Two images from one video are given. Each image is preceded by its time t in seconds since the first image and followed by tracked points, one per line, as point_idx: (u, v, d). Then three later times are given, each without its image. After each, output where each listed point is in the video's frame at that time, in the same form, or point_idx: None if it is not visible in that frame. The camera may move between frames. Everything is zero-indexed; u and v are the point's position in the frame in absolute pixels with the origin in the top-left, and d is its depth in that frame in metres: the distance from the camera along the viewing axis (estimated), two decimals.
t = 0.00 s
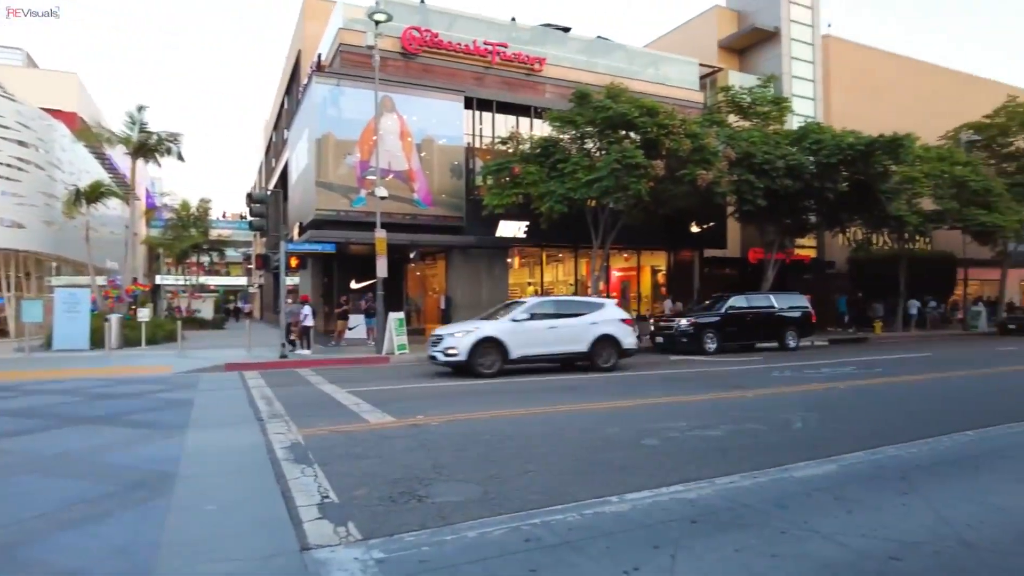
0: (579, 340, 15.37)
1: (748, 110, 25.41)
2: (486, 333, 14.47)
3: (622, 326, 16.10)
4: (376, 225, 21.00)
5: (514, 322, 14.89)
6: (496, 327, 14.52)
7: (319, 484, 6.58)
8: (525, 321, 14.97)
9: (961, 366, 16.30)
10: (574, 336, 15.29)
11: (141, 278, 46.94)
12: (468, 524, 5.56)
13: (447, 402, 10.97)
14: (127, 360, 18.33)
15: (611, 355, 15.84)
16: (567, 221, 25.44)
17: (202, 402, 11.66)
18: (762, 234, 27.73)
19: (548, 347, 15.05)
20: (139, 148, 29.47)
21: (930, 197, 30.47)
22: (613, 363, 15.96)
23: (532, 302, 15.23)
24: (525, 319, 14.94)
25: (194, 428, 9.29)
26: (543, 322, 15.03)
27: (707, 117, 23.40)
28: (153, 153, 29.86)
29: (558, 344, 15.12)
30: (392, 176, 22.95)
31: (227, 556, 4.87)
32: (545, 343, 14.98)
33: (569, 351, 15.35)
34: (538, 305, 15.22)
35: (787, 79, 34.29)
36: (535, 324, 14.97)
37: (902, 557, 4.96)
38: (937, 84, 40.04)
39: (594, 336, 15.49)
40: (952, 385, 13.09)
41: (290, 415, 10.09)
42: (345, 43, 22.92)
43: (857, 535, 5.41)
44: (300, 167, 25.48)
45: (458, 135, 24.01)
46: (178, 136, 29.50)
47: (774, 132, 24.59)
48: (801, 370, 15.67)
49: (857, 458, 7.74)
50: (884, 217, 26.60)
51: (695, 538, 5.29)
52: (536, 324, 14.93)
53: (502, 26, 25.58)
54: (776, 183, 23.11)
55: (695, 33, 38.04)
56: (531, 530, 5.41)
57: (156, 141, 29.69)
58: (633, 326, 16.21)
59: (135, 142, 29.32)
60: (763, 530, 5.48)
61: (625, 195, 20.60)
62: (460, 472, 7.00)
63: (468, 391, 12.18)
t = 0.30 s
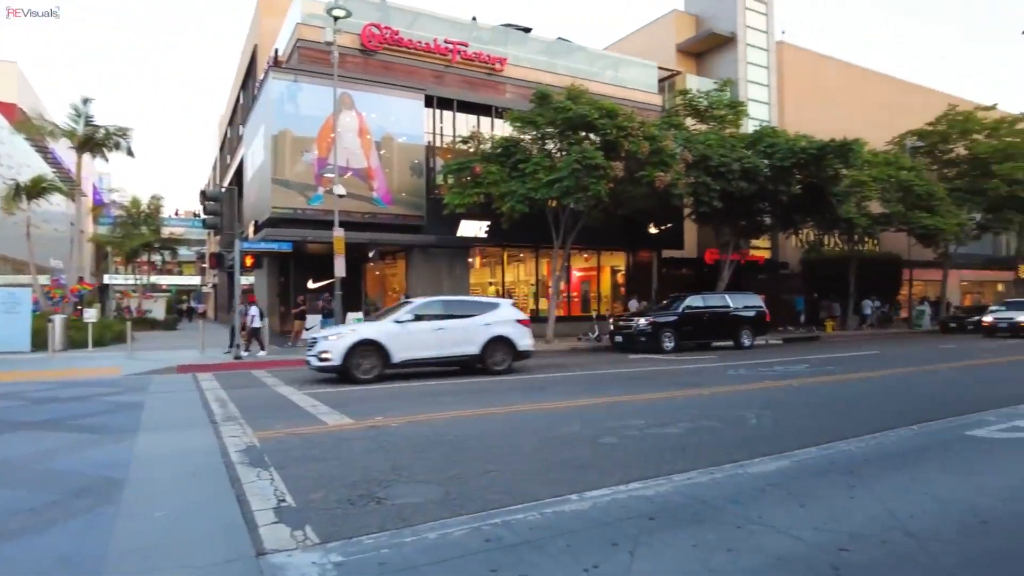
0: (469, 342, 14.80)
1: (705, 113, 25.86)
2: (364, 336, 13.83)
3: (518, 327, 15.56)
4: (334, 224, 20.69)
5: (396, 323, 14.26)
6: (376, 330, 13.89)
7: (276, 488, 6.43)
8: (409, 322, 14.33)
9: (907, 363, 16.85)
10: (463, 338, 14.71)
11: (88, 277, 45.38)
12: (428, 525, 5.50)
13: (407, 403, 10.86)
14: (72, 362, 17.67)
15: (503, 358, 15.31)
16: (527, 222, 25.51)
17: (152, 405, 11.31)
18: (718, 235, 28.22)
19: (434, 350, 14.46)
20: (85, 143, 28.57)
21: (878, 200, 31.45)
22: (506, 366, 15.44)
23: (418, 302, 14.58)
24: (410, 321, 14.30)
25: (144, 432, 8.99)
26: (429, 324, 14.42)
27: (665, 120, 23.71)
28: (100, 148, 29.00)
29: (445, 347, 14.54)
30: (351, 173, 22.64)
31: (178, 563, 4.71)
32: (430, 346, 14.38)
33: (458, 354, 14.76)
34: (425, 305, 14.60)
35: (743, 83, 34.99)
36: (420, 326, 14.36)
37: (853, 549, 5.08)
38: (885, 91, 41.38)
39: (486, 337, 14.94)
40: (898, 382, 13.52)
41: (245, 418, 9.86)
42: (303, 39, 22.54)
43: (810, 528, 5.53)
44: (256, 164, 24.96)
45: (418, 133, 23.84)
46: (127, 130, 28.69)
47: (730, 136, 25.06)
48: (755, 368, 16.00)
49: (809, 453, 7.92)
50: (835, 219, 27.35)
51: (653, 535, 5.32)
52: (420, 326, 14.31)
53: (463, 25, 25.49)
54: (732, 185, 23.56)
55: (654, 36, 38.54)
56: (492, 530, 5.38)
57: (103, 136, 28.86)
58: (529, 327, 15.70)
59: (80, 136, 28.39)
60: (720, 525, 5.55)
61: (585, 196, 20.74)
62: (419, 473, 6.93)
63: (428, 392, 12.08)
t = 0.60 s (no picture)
0: (349, 346, 13.67)
1: (667, 116, 26.20)
2: (225, 339, 12.87)
3: (407, 330, 14.33)
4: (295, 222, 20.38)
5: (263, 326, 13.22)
6: (237, 334, 12.92)
7: (234, 491, 6.28)
8: (277, 325, 13.27)
9: (860, 361, 17.32)
10: (341, 342, 13.59)
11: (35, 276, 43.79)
12: (390, 527, 5.43)
13: (369, 404, 10.74)
14: (19, 365, 17.04)
15: (390, 363, 14.09)
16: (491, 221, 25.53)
17: (103, 409, 10.95)
18: (679, 236, 28.60)
19: (306, 354, 13.34)
20: (29, 136, 27.60)
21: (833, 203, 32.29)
22: (392, 371, 14.19)
23: (291, 302, 13.50)
24: (278, 323, 13.24)
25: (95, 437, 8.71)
26: (301, 326, 13.34)
27: (628, 122, 23.90)
28: (46, 142, 28.06)
29: (319, 351, 13.43)
30: (311, 171, 22.31)
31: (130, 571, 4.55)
32: (300, 350, 13.29)
33: (336, 359, 13.60)
34: (298, 306, 13.51)
35: (703, 87, 35.54)
36: (288, 328, 13.26)
37: (807, 542, 5.19)
38: (839, 96, 42.45)
39: (367, 340, 13.76)
40: (851, 379, 13.90)
41: (202, 421, 9.61)
42: (262, 33, 22.12)
43: (767, 522, 5.63)
44: (213, 161, 24.40)
45: (380, 131, 23.61)
46: (76, 124, 27.81)
47: (691, 138, 25.43)
48: (716, 366, 16.24)
49: (767, 449, 8.07)
50: (792, 221, 27.99)
51: (616, 533, 5.34)
52: (288, 328, 13.24)
53: (426, 23, 25.35)
54: (692, 186, 23.91)
55: (617, 38, 38.87)
56: (454, 531, 5.34)
57: (49, 130, 27.94)
58: (421, 329, 14.44)
59: (25, 129, 27.41)
60: (681, 522, 5.60)
61: (548, 196, 20.80)
62: (381, 475, 6.85)
63: (391, 392, 11.98)
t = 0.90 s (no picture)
0: (211, 353, 12.33)
1: (630, 118, 26.40)
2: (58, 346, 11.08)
3: (279, 333, 13.08)
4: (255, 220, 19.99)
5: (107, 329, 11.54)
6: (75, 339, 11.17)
7: (191, 496, 6.11)
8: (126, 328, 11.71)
9: (815, 359, 17.75)
10: (202, 347, 12.23)
11: None
12: (352, 530, 5.35)
13: (331, 406, 10.58)
14: None
15: (259, 370, 12.80)
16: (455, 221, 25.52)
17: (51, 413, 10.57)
18: (642, 236, 28.88)
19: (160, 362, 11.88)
20: None
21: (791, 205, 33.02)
22: (262, 380, 12.88)
23: (144, 303, 12.00)
24: (126, 327, 11.66)
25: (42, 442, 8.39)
26: (153, 330, 11.86)
27: (591, 124, 24.00)
28: None
29: (175, 358, 11.99)
30: (271, 168, 21.90)
31: None
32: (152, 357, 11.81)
33: (196, 367, 12.21)
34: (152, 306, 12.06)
35: (666, 89, 35.95)
36: (137, 333, 11.72)
37: (766, 537, 5.27)
38: (796, 101, 43.41)
39: (233, 345, 12.47)
40: (807, 376, 14.22)
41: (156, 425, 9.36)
42: (221, 27, 21.63)
43: (727, 518, 5.69)
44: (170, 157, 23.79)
45: (343, 129, 23.36)
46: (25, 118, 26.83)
47: (654, 140, 25.72)
48: (677, 365, 16.44)
49: (727, 446, 8.18)
50: (751, 222, 28.52)
51: (579, 531, 5.34)
52: (139, 333, 11.72)
53: (390, 21, 25.14)
54: (655, 188, 24.19)
55: (581, 40, 39.11)
56: (417, 533, 5.28)
57: None
58: (295, 333, 13.27)
59: None
60: (644, 519, 5.64)
61: (513, 196, 20.79)
62: (344, 477, 6.74)
63: (353, 394, 11.84)
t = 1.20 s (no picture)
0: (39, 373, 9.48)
1: (595, 119, 26.53)
2: None
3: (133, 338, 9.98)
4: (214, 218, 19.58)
5: None
6: None
7: (147, 501, 5.94)
8: None
9: (774, 357, 18.11)
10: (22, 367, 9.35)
11: None
12: (314, 533, 5.25)
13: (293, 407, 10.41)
14: None
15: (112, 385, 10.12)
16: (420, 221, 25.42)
17: None
18: (607, 236, 29.07)
19: None
20: None
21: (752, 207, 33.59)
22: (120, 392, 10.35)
23: None
24: None
25: None
26: None
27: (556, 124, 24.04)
28: None
29: None
30: (232, 165, 21.50)
31: None
32: None
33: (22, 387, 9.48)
34: None
35: (630, 91, 36.29)
36: None
37: (728, 532, 5.33)
38: (757, 104, 44.23)
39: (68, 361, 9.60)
40: (767, 374, 14.50)
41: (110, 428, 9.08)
42: (178, 20, 21.06)
43: (690, 514, 5.75)
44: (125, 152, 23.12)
45: (306, 126, 23.05)
46: None
47: (618, 142, 25.93)
48: (641, 364, 16.61)
49: (690, 443, 8.28)
50: (713, 223, 28.98)
51: (544, 530, 5.34)
52: None
53: (354, 17, 24.86)
54: (619, 188, 24.39)
55: (547, 40, 39.20)
56: (381, 534, 5.21)
57: None
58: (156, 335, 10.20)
59: None
60: (609, 516, 5.66)
61: (478, 195, 20.73)
62: (306, 479, 6.64)
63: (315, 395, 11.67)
